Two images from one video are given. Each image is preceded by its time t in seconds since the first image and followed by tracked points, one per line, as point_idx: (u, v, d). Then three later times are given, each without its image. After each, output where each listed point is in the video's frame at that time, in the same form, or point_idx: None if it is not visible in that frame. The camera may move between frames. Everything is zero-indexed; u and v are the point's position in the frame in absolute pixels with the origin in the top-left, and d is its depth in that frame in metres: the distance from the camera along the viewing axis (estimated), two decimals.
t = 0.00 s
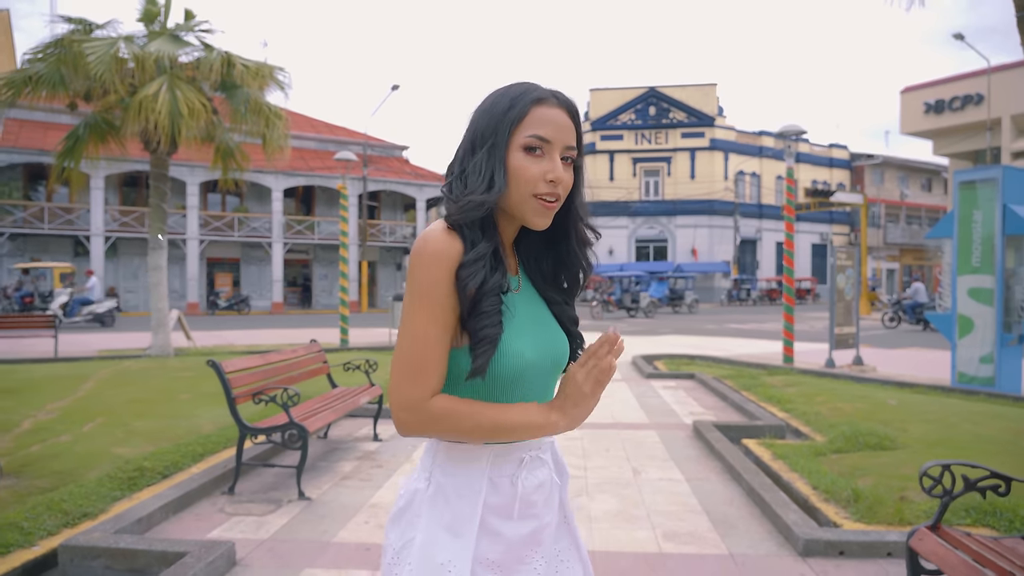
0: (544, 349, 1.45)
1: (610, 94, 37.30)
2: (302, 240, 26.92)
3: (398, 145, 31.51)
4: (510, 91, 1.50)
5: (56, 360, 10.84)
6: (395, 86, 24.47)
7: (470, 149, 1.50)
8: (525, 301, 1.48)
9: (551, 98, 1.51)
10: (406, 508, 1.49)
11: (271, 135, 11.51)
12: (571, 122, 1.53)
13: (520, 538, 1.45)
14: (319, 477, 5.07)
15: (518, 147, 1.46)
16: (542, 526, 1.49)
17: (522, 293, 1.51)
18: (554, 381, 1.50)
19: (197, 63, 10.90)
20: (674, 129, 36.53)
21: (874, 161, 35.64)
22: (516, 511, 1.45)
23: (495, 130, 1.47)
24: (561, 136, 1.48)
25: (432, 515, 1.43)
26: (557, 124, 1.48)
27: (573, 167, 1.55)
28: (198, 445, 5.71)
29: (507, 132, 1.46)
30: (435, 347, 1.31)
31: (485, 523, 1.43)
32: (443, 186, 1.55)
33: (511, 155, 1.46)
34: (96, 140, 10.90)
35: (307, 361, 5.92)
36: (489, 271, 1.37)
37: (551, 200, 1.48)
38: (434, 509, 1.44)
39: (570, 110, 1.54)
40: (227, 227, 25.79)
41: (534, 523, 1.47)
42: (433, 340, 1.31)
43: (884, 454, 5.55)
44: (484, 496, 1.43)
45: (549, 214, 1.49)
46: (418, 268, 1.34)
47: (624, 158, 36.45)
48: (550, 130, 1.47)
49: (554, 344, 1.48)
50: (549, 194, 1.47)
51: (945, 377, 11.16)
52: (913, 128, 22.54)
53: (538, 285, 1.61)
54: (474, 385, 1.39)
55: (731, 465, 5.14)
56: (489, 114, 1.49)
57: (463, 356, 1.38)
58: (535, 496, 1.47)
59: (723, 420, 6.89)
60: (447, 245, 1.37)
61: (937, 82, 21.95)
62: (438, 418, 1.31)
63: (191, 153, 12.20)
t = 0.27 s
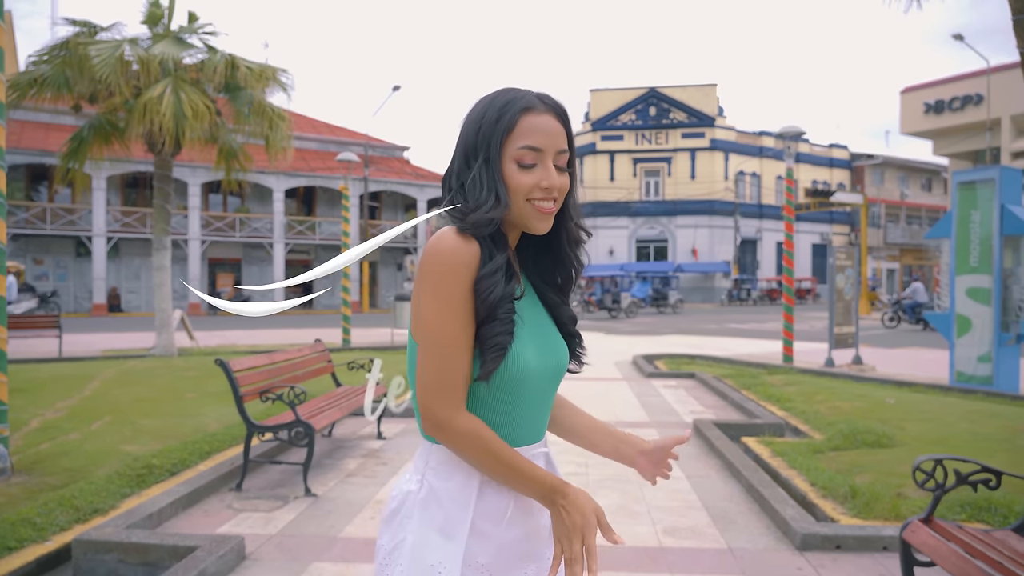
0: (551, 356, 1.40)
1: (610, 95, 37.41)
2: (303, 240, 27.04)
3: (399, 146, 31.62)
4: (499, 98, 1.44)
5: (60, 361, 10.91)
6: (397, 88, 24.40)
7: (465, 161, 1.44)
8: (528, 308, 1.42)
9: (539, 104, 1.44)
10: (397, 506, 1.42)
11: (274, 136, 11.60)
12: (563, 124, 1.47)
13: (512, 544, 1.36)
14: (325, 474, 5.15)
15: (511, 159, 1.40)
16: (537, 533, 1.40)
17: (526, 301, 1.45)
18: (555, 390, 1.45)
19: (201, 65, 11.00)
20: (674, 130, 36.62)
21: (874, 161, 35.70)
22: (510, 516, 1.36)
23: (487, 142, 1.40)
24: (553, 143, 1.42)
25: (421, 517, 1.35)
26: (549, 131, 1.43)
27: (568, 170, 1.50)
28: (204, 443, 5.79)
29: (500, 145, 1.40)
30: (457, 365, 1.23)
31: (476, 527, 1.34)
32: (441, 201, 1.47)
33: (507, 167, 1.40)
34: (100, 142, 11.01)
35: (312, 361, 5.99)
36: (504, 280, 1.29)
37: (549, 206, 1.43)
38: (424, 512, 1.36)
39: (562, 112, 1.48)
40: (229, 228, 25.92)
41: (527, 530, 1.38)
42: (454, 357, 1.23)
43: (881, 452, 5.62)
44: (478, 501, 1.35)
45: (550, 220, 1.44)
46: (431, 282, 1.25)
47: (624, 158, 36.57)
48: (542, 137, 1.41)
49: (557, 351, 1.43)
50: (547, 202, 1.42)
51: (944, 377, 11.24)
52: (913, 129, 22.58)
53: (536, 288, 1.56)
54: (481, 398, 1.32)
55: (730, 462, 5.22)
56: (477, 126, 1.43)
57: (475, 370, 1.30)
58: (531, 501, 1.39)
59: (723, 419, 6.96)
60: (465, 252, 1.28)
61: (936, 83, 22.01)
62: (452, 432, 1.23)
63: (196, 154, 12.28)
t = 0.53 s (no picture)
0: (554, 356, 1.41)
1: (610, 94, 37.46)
2: (303, 240, 27.14)
3: (400, 145, 31.70)
4: (477, 106, 1.47)
5: (64, 360, 10.99)
6: (397, 87, 24.39)
7: (451, 169, 1.47)
8: (524, 311, 1.43)
9: (518, 105, 1.47)
10: (392, 512, 1.45)
11: (275, 136, 11.67)
12: (545, 124, 1.50)
13: (503, 557, 1.37)
14: (328, 470, 5.24)
15: (495, 160, 1.42)
16: (530, 548, 1.40)
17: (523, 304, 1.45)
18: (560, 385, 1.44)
19: (203, 66, 11.08)
20: (675, 129, 36.51)
21: (873, 160, 35.76)
22: (499, 530, 1.37)
23: (470, 147, 1.44)
24: (535, 141, 1.44)
25: (412, 526, 1.38)
26: (531, 130, 1.45)
27: (554, 167, 1.52)
28: (209, 441, 5.87)
29: (482, 148, 1.43)
30: (457, 369, 1.22)
31: (466, 539, 1.36)
32: (433, 212, 1.50)
33: (490, 168, 1.42)
34: (103, 142, 11.09)
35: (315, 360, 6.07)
36: (493, 284, 1.31)
37: (538, 205, 1.45)
38: (416, 521, 1.38)
39: (541, 112, 1.50)
40: (230, 228, 26.01)
41: (518, 545, 1.38)
42: (452, 361, 1.22)
43: (876, 448, 5.70)
44: (468, 512, 1.37)
45: (541, 218, 1.45)
46: (421, 291, 1.26)
47: (624, 157, 36.62)
48: (523, 137, 1.43)
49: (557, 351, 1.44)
50: (534, 199, 1.43)
51: (940, 374, 11.32)
52: (912, 128, 22.60)
53: (536, 290, 1.60)
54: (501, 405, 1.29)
55: (727, 459, 5.30)
56: (461, 134, 1.46)
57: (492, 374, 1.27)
58: (520, 517, 1.38)
59: (720, 416, 7.05)
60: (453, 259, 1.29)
61: (935, 82, 22.03)
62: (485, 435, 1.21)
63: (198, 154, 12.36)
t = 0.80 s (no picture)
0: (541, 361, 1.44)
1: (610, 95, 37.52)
2: (304, 240, 27.23)
3: (400, 146, 31.79)
4: (469, 101, 1.47)
5: (67, 360, 11.05)
6: (398, 88, 24.48)
7: (438, 166, 1.47)
8: (512, 313, 1.48)
9: (508, 102, 1.47)
10: (391, 530, 1.48)
11: (276, 138, 11.75)
12: (535, 122, 1.50)
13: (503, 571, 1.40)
14: (330, 468, 5.32)
15: (484, 157, 1.43)
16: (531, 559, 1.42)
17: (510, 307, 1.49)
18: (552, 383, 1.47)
19: (206, 69, 11.17)
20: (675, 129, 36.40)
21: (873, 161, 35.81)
22: (497, 545, 1.40)
23: (457, 144, 1.43)
24: (525, 140, 1.44)
25: (411, 545, 1.41)
26: (521, 127, 1.45)
27: (545, 164, 1.52)
28: (212, 440, 5.95)
29: (471, 145, 1.43)
30: (442, 369, 1.25)
31: (465, 556, 1.39)
32: (421, 208, 1.52)
33: (479, 165, 1.43)
34: (105, 144, 11.16)
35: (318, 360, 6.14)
36: (476, 285, 1.35)
37: (528, 203, 1.44)
38: (414, 539, 1.41)
39: (533, 110, 1.50)
40: (231, 229, 26.09)
41: (518, 559, 1.40)
42: (436, 362, 1.26)
43: (870, 447, 5.77)
44: (466, 529, 1.40)
45: (532, 215, 1.45)
46: (402, 294, 1.31)
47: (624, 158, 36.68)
48: (513, 134, 1.43)
49: (546, 354, 1.46)
50: (523, 196, 1.43)
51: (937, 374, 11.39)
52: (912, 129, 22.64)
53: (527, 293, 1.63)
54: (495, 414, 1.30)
55: (723, 457, 5.38)
56: (450, 129, 1.46)
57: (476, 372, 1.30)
58: (519, 531, 1.41)
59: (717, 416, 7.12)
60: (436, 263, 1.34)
61: (935, 83, 22.00)
62: (485, 448, 1.25)
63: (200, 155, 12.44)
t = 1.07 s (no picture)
0: (531, 373, 1.46)
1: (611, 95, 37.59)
2: (305, 241, 27.31)
3: (401, 147, 31.90)
4: (462, 109, 1.51)
5: (72, 360, 11.16)
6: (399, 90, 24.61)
7: (432, 171, 1.50)
8: (508, 320, 1.52)
9: (501, 109, 1.51)
10: (390, 552, 1.40)
11: (279, 140, 11.83)
12: (528, 128, 1.54)
13: None
14: (333, 466, 5.41)
15: (477, 162, 1.46)
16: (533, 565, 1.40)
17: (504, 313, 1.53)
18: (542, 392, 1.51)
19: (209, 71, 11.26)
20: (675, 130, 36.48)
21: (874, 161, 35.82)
22: (501, 554, 1.37)
23: (450, 149, 1.47)
24: (517, 145, 1.48)
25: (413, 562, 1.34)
26: (513, 133, 1.49)
27: (537, 170, 1.56)
28: (217, 438, 6.04)
29: (464, 151, 1.47)
30: (441, 368, 1.27)
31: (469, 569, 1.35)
32: (415, 212, 1.55)
33: (472, 171, 1.46)
34: (109, 145, 11.26)
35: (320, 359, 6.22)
36: (476, 286, 1.36)
37: (522, 207, 1.49)
38: (416, 556, 1.34)
39: (526, 118, 1.54)
40: (233, 229, 26.20)
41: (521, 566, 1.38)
42: (434, 362, 1.27)
43: (865, 446, 5.86)
44: (470, 542, 1.36)
45: (524, 219, 1.49)
46: (401, 292, 1.31)
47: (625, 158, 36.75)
48: (506, 140, 1.47)
49: (540, 365, 1.50)
50: (516, 202, 1.47)
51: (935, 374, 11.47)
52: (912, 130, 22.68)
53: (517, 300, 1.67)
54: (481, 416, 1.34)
55: (720, 455, 5.47)
56: (443, 134, 1.50)
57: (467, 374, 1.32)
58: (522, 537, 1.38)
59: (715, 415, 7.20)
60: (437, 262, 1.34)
61: (934, 83, 22.00)
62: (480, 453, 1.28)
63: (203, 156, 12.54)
